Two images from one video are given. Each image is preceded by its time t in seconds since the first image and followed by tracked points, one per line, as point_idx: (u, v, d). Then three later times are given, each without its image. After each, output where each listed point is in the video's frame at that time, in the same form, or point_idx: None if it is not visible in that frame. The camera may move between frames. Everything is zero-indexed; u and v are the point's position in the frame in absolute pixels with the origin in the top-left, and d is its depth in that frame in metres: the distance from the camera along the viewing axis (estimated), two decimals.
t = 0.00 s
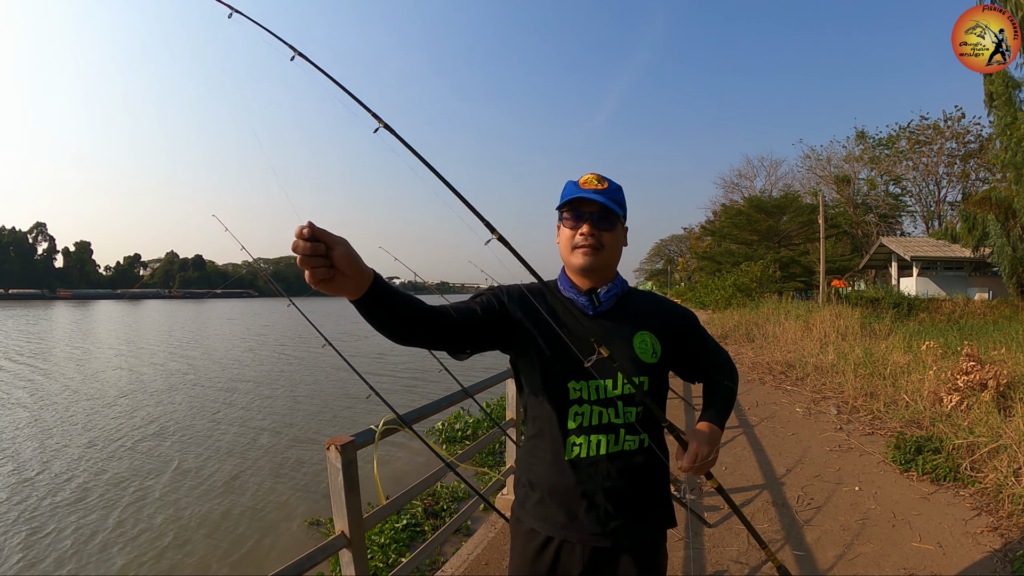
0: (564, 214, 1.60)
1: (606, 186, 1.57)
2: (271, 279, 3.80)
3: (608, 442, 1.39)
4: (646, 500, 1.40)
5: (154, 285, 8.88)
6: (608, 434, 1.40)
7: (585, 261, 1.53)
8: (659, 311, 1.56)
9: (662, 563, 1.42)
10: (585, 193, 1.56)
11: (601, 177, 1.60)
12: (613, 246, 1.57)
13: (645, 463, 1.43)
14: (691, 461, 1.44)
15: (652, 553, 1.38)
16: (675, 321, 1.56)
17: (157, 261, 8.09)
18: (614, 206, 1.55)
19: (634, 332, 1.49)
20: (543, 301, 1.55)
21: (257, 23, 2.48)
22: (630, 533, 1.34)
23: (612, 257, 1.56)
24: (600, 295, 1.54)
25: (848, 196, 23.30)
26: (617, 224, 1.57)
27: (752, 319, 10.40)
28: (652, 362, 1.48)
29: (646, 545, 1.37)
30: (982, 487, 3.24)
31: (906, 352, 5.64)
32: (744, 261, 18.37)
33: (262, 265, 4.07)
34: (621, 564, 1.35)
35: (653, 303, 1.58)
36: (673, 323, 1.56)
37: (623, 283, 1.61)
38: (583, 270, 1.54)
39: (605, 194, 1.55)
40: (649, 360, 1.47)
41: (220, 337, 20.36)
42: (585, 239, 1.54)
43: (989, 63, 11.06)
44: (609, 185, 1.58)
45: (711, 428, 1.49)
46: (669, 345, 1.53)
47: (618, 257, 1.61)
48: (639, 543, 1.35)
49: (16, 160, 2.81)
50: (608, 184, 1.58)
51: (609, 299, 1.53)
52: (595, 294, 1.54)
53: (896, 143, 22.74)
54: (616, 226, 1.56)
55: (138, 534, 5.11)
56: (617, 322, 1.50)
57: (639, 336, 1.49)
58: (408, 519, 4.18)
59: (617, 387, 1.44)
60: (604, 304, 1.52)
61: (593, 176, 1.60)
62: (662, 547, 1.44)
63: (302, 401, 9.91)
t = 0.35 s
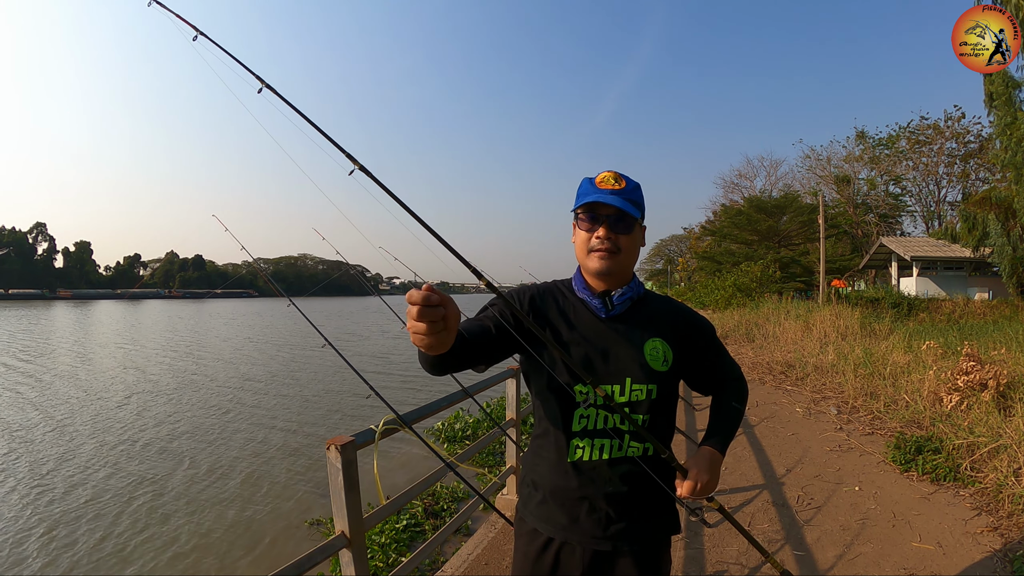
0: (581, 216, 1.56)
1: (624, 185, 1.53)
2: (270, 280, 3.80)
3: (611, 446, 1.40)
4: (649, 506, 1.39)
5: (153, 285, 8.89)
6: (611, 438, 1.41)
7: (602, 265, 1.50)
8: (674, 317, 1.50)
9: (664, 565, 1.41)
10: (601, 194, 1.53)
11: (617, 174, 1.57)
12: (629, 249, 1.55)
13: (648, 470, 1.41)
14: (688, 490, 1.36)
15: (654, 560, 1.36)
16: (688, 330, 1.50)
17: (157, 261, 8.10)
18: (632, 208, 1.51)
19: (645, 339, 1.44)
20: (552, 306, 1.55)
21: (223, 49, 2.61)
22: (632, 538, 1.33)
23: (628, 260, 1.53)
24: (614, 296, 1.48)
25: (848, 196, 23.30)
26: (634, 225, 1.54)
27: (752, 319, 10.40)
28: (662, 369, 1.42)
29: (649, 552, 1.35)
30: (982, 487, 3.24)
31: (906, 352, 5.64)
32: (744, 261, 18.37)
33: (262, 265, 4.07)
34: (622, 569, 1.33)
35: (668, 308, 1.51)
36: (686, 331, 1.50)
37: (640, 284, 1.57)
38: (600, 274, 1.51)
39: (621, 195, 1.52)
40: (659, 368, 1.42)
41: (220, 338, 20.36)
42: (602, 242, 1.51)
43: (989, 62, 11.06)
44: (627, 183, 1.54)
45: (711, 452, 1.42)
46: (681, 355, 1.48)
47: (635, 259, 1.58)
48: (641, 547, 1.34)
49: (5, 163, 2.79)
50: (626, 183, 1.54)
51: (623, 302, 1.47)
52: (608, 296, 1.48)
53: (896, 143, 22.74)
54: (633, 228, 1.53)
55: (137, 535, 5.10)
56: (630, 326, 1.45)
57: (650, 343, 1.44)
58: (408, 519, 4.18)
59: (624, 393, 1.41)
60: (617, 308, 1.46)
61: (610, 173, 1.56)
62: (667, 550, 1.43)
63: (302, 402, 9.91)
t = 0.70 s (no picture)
0: (578, 229, 1.52)
1: (624, 195, 1.49)
2: (270, 280, 3.80)
3: (606, 447, 1.40)
4: (643, 508, 1.38)
5: (152, 285, 8.88)
6: (607, 440, 1.41)
7: (600, 277, 1.47)
8: (672, 320, 1.49)
9: (660, 565, 1.42)
10: (601, 204, 1.49)
11: (621, 183, 1.52)
12: (630, 260, 1.50)
13: (643, 473, 1.41)
14: (680, 503, 1.37)
15: (649, 561, 1.36)
16: (688, 334, 1.49)
17: (157, 261, 8.12)
18: (631, 219, 1.47)
19: (643, 341, 1.44)
20: (551, 302, 1.55)
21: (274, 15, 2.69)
22: (626, 540, 1.33)
23: (628, 269, 1.49)
24: (611, 298, 1.48)
25: (848, 196, 23.30)
26: (635, 235, 1.48)
27: (752, 319, 10.39)
28: (658, 373, 1.41)
29: (644, 553, 1.35)
30: (982, 487, 3.24)
31: (906, 352, 5.64)
32: (744, 261, 18.36)
33: (262, 265, 4.07)
34: (618, 570, 1.33)
35: (668, 311, 1.50)
36: (684, 337, 1.48)
37: (641, 287, 1.55)
38: (598, 284, 1.48)
39: (620, 204, 1.48)
40: (656, 371, 1.41)
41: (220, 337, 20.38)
42: (600, 254, 1.48)
43: (989, 62, 11.06)
44: (628, 192, 1.50)
45: (698, 463, 1.43)
46: (678, 359, 1.47)
47: (635, 266, 1.53)
48: (637, 548, 1.33)
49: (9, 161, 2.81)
50: (627, 191, 1.50)
51: (622, 304, 1.46)
52: (607, 296, 1.48)
53: (896, 143, 22.74)
54: (633, 239, 1.47)
55: (137, 535, 5.12)
56: (627, 327, 1.45)
57: (646, 346, 1.43)
58: (408, 520, 4.18)
59: (618, 395, 1.42)
60: (615, 309, 1.46)
61: (613, 182, 1.52)
62: (663, 551, 1.44)
63: (302, 402, 9.90)
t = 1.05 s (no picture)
0: (587, 228, 1.49)
1: (636, 199, 1.47)
2: (270, 280, 3.79)
3: (599, 447, 1.39)
4: (637, 509, 1.38)
5: (152, 285, 8.88)
6: (600, 440, 1.40)
7: (604, 278, 1.46)
8: (671, 323, 1.49)
9: (655, 565, 1.41)
10: (612, 205, 1.46)
11: (633, 186, 1.49)
12: (634, 264, 1.49)
13: (637, 473, 1.40)
14: (668, 515, 1.34)
15: (643, 561, 1.36)
16: (685, 337, 1.49)
17: (157, 261, 8.13)
18: (642, 224, 1.45)
19: (639, 342, 1.43)
20: (553, 299, 1.55)
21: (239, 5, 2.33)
22: (619, 539, 1.33)
23: (631, 274, 1.48)
24: (611, 298, 1.47)
25: (848, 196, 23.30)
26: (642, 241, 1.47)
27: (752, 319, 10.40)
28: (654, 374, 1.42)
29: (638, 553, 1.35)
30: (982, 487, 3.24)
31: (906, 352, 5.64)
32: (744, 261, 18.35)
33: (262, 265, 4.06)
34: (611, 570, 1.33)
35: (666, 315, 1.50)
36: (681, 341, 1.49)
37: (641, 291, 1.54)
38: (601, 286, 1.47)
39: (632, 208, 1.46)
40: (651, 373, 1.41)
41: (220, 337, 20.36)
42: (607, 256, 1.45)
43: (989, 62, 11.05)
44: (641, 196, 1.48)
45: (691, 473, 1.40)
46: (675, 361, 1.47)
47: (638, 271, 1.53)
48: (630, 547, 1.33)
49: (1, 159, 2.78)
50: (639, 196, 1.48)
51: (620, 305, 1.46)
52: (607, 297, 1.47)
53: (896, 143, 22.74)
54: (641, 245, 1.46)
55: (135, 535, 5.11)
56: (624, 328, 1.45)
57: (642, 347, 1.43)
58: (408, 520, 4.18)
59: (612, 395, 1.41)
60: (613, 310, 1.46)
61: (626, 184, 1.50)
62: (657, 552, 1.43)
63: (301, 402, 9.89)
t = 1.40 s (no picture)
0: (588, 229, 1.49)
1: (637, 199, 1.47)
2: (270, 280, 3.80)
3: (600, 448, 1.40)
4: (638, 510, 1.38)
5: (152, 285, 8.88)
6: (601, 441, 1.40)
7: (605, 279, 1.46)
8: (672, 322, 1.48)
9: (656, 566, 1.41)
10: (613, 207, 1.46)
11: (634, 186, 1.49)
12: (635, 265, 1.49)
13: (637, 474, 1.40)
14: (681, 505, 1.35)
15: (644, 562, 1.36)
16: (687, 335, 1.49)
17: (157, 261, 8.13)
18: (643, 225, 1.45)
19: (640, 341, 1.43)
20: (553, 299, 1.55)
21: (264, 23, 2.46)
22: (619, 540, 1.33)
23: (633, 274, 1.48)
24: (612, 298, 1.47)
25: (848, 196, 23.29)
26: (644, 242, 1.47)
27: (752, 319, 10.39)
28: (654, 374, 1.41)
29: (638, 553, 1.35)
30: (982, 487, 3.24)
31: (906, 352, 5.64)
32: (744, 261, 18.34)
33: (262, 265, 4.07)
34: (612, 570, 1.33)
35: (667, 314, 1.50)
36: (683, 339, 1.48)
37: (642, 291, 1.54)
38: (602, 286, 1.47)
39: (633, 208, 1.46)
40: (652, 373, 1.41)
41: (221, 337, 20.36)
42: (608, 257, 1.45)
43: (989, 62, 11.05)
44: (642, 196, 1.48)
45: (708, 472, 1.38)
46: (676, 360, 1.46)
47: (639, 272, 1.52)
48: (630, 548, 1.34)
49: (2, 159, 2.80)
50: (640, 196, 1.48)
51: (621, 304, 1.46)
52: (607, 297, 1.48)
53: (896, 143, 22.74)
54: (643, 246, 1.46)
55: (137, 536, 5.12)
56: (625, 328, 1.45)
57: (643, 346, 1.43)
58: (408, 520, 4.18)
59: (613, 395, 1.41)
60: (613, 309, 1.46)
61: (627, 184, 1.49)
62: (658, 552, 1.43)
63: (302, 402, 9.90)
